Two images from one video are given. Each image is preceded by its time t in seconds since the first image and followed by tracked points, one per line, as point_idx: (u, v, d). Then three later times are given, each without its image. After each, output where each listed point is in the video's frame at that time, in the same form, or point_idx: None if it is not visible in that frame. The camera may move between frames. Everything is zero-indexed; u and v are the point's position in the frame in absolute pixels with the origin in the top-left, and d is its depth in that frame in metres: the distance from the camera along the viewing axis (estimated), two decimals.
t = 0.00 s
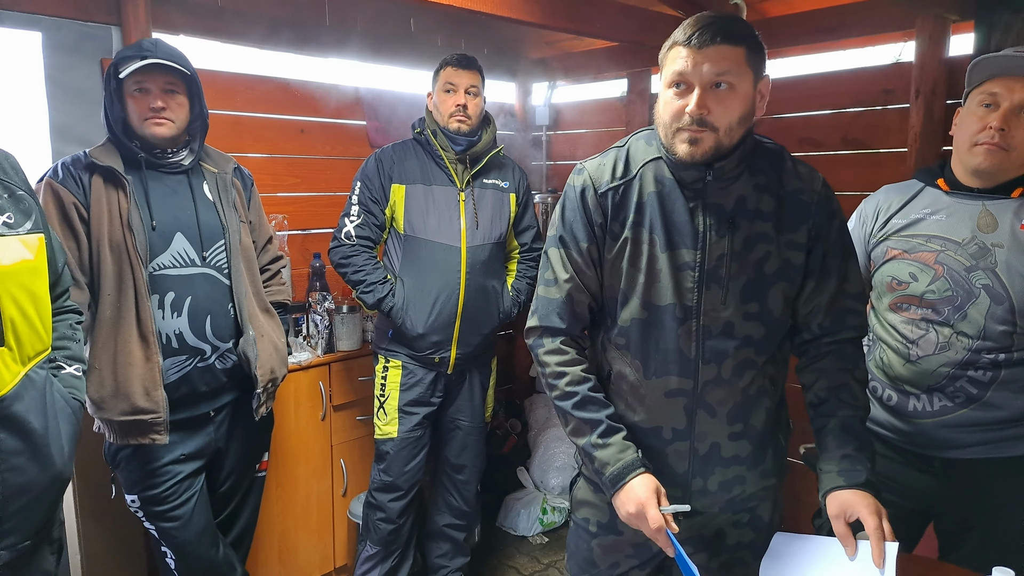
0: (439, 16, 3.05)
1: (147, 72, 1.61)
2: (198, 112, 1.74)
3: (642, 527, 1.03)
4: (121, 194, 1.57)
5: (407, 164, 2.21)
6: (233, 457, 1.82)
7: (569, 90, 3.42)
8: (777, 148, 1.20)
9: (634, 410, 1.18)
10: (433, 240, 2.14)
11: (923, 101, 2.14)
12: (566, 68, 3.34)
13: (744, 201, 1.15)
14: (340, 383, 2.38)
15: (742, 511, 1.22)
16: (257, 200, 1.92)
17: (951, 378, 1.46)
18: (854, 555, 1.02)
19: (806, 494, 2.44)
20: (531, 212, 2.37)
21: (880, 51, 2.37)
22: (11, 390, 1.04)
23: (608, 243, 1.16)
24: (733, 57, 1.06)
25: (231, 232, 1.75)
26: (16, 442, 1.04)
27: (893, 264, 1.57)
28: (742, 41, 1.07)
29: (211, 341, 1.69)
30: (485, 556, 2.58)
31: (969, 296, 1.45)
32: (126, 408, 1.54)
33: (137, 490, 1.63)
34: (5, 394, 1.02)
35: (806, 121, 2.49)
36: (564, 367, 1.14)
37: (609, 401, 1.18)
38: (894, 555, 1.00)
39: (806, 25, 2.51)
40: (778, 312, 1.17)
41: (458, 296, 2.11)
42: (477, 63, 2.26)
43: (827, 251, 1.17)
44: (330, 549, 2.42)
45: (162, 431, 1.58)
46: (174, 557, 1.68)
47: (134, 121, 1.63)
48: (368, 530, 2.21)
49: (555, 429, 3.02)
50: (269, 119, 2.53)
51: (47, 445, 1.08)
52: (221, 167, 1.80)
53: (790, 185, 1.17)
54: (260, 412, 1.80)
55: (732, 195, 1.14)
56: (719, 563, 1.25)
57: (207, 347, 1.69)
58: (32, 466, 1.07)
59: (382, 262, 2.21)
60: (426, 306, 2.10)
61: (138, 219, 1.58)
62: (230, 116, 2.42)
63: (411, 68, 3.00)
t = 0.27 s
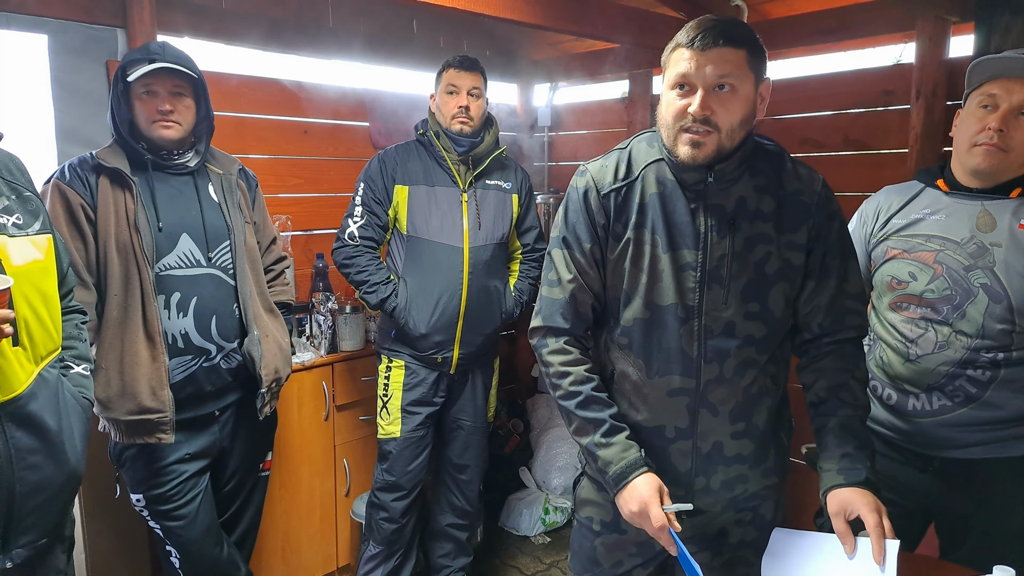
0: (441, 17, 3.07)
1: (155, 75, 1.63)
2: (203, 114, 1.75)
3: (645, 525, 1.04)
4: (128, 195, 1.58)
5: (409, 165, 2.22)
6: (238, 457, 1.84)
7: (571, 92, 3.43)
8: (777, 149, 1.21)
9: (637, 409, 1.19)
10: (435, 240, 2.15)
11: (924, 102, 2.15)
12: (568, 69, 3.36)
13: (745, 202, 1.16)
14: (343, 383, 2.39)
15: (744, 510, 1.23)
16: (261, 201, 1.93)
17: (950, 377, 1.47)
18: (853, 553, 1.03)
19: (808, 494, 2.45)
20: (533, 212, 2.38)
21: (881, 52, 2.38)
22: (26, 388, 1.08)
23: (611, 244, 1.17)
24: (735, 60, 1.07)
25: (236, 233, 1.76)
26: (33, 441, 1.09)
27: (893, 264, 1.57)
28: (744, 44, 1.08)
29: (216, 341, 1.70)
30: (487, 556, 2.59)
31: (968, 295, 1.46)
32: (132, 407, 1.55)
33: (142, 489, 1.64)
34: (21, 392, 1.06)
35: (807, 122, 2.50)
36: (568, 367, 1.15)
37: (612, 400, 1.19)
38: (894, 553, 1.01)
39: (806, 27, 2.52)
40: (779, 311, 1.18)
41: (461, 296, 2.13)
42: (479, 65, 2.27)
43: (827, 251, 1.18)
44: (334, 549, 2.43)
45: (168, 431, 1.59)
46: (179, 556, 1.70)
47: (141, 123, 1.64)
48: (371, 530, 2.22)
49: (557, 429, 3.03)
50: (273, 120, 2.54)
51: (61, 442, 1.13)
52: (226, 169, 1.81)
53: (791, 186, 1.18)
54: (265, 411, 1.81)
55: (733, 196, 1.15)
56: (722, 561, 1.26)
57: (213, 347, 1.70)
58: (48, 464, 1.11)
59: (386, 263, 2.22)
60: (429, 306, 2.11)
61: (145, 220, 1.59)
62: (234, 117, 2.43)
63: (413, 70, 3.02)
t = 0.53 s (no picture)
0: (443, 22, 3.09)
1: (168, 82, 1.64)
2: (206, 119, 1.78)
3: (647, 527, 1.05)
4: (130, 199, 1.60)
5: (411, 169, 2.23)
6: (240, 459, 1.84)
7: (571, 95, 3.45)
8: (776, 152, 1.22)
9: (638, 411, 1.19)
10: (437, 243, 2.16)
11: (923, 106, 2.16)
12: (569, 73, 3.37)
13: (744, 205, 1.16)
14: (345, 386, 2.40)
15: (745, 512, 1.23)
16: (263, 204, 1.95)
17: (948, 380, 1.47)
18: (854, 554, 1.03)
19: (808, 497, 2.45)
20: (534, 216, 2.39)
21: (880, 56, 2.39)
22: (40, 393, 1.11)
23: (611, 247, 1.18)
24: (736, 62, 1.08)
25: (237, 236, 1.77)
26: (47, 445, 1.11)
27: (891, 267, 1.58)
28: (745, 47, 1.09)
29: (218, 344, 1.71)
30: (488, 559, 2.59)
31: (965, 297, 1.47)
32: (134, 410, 1.56)
33: (145, 491, 1.65)
34: (35, 397, 1.09)
35: (807, 125, 2.51)
36: (569, 370, 1.15)
37: (612, 402, 1.19)
38: (894, 553, 1.01)
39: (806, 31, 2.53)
40: (778, 313, 1.18)
41: (462, 298, 2.13)
42: (480, 69, 2.28)
43: (826, 254, 1.19)
44: (335, 552, 2.44)
45: (169, 433, 1.60)
46: (181, 558, 1.70)
47: (154, 129, 1.66)
48: (372, 533, 2.22)
49: (558, 432, 3.03)
50: (275, 124, 2.56)
51: (74, 445, 1.15)
52: (228, 172, 1.83)
53: (790, 189, 1.18)
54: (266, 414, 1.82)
55: (732, 199, 1.16)
56: (722, 564, 1.26)
57: (214, 350, 1.71)
58: (62, 468, 1.14)
59: (387, 266, 2.23)
60: (430, 309, 2.12)
61: (146, 223, 1.60)
62: (236, 121, 2.45)
63: (415, 74, 3.04)
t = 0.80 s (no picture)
0: (444, 26, 3.10)
1: (169, 84, 1.65)
2: (208, 123, 1.79)
3: (646, 530, 1.05)
4: (131, 202, 1.60)
5: (412, 173, 2.24)
6: (241, 462, 1.85)
7: (572, 99, 3.46)
8: (775, 157, 1.22)
9: (637, 414, 1.20)
10: (437, 247, 2.17)
11: (922, 110, 2.17)
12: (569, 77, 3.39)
13: (743, 210, 1.17)
14: (345, 389, 2.40)
15: (745, 515, 1.23)
16: (264, 208, 1.95)
17: (947, 384, 1.48)
18: (851, 557, 1.04)
19: (808, 501, 2.45)
20: (534, 219, 2.39)
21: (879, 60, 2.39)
22: (55, 394, 1.12)
23: (610, 251, 1.19)
24: (735, 72, 1.08)
25: (238, 239, 1.78)
26: (63, 446, 1.13)
27: (890, 271, 1.58)
28: (743, 56, 1.10)
29: (219, 346, 1.72)
30: (489, 562, 2.59)
31: (964, 301, 1.47)
32: (135, 412, 1.56)
33: (146, 494, 1.66)
34: (50, 398, 1.11)
35: (807, 129, 2.52)
36: (569, 373, 1.16)
37: (612, 405, 1.20)
38: (891, 556, 1.01)
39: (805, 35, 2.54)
40: (777, 317, 1.19)
41: (462, 302, 2.14)
42: (481, 73, 2.29)
43: (825, 258, 1.19)
44: (335, 555, 2.44)
45: (170, 435, 1.60)
46: (182, 560, 1.71)
47: (155, 131, 1.67)
48: (373, 536, 2.22)
49: (559, 435, 3.04)
50: (276, 128, 2.57)
51: (88, 446, 1.17)
52: (229, 176, 1.83)
53: (788, 194, 1.19)
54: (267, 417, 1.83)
55: (731, 203, 1.17)
56: (722, 567, 1.26)
57: (215, 352, 1.71)
58: (76, 469, 1.16)
59: (388, 269, 2.23)
60: (431, 312, 2.12)
61: (148, 226, 1.61)
62: (238, 125, 2.46)
63: (416, 78, 3.05)
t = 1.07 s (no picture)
0: (443, 29, 3.11)
1: (166, 85, 1.65)
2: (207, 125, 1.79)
3: (645, 531, 1.05)
4: (131, 203, 1.61)
5: (411, 175, 2.24)
6: (239, 464, 1.85)
7: (572, 101, 3.46)
8: (773, 158, 1.22)
9: (635, 415, 1.20)
10: (436, 248, 2.17)
11: (921, 112, 2.17)
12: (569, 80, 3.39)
13: (740, 211, 1.17)
14: (345, 391, 2.40)
15: (743, 517, 1.23)
16: (263, 209, 1.96)
17: (946, 385, 1.48)
18: (852, 559, 1.03)
19: (808, 503, 2.45)
20: (533, 221, 2.39)
21: (878, 62, 2.40)
22: (54, 395, 1.12)
23: (608, 253, 1.19)
24: (727, 70, 1.09)
25: (238, 240, 1.78)
26: (65, 447, 1.13)
27: (888, 272, 1.58)
28: (736, 54, 1.10)
29: (218, 347, 1.72)
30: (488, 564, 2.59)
31: (963, 303, 1.47)
32: (135, 413, 1.56)
33: (145, 496, 1.66)
34: (50, 399, 1.11)
35: (806, 131, 2.52)
36: (567, 375, 1.16)
37: (610, 407, 1.20)
38: (893, 558, 1.01)
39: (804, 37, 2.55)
40: (775, 318, 1.19)
41: (462, 303, 2.14)
42: (480, 75, 2.29)
43: (823, 259, 1.19)
44: (335, 558, 2.43)
45: (170, 436, 1.60)
46: (181, 562, 1.71)
47: (152, 132, 1.67)
48: (373, 538, 2.22)
49: (558, 437, 3.03)
50: (276, 130, 2.57)
51: (88, 447, 1.17)
52: (229, 177, 1.84)
53: (786, 195, 1.19)
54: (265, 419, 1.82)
55: (729, 204, 1.17)
56: (721, 568, 1.26)
57: (215, 353, 1.71)
58: (77, 470, 1.16)
59: (388, 271, 2.23)
60: (430, 314, 2.12)
61: (147, 227, 1.61)
62: (238, 128, 2.46)
63: (415, 80, 3.06)
